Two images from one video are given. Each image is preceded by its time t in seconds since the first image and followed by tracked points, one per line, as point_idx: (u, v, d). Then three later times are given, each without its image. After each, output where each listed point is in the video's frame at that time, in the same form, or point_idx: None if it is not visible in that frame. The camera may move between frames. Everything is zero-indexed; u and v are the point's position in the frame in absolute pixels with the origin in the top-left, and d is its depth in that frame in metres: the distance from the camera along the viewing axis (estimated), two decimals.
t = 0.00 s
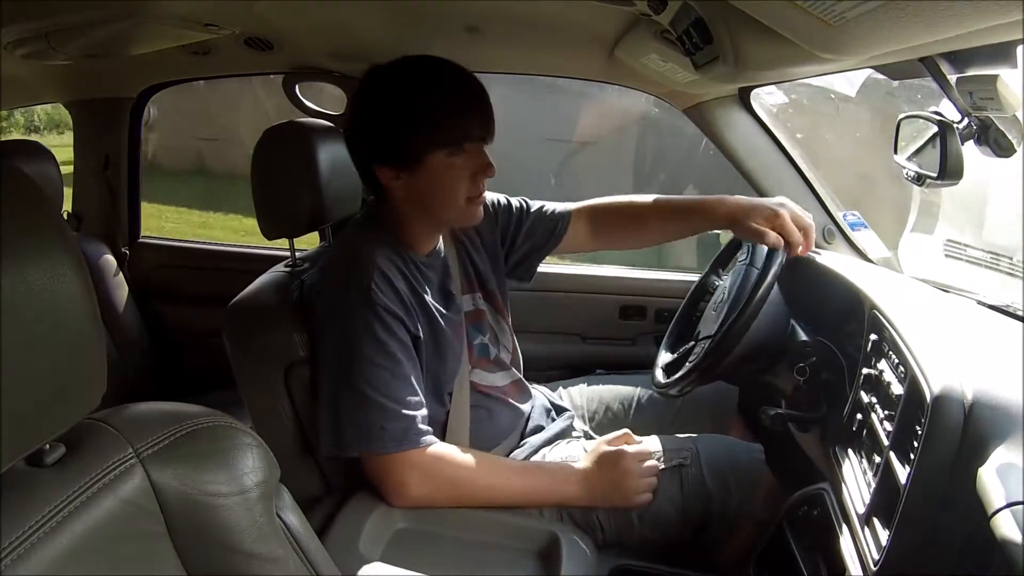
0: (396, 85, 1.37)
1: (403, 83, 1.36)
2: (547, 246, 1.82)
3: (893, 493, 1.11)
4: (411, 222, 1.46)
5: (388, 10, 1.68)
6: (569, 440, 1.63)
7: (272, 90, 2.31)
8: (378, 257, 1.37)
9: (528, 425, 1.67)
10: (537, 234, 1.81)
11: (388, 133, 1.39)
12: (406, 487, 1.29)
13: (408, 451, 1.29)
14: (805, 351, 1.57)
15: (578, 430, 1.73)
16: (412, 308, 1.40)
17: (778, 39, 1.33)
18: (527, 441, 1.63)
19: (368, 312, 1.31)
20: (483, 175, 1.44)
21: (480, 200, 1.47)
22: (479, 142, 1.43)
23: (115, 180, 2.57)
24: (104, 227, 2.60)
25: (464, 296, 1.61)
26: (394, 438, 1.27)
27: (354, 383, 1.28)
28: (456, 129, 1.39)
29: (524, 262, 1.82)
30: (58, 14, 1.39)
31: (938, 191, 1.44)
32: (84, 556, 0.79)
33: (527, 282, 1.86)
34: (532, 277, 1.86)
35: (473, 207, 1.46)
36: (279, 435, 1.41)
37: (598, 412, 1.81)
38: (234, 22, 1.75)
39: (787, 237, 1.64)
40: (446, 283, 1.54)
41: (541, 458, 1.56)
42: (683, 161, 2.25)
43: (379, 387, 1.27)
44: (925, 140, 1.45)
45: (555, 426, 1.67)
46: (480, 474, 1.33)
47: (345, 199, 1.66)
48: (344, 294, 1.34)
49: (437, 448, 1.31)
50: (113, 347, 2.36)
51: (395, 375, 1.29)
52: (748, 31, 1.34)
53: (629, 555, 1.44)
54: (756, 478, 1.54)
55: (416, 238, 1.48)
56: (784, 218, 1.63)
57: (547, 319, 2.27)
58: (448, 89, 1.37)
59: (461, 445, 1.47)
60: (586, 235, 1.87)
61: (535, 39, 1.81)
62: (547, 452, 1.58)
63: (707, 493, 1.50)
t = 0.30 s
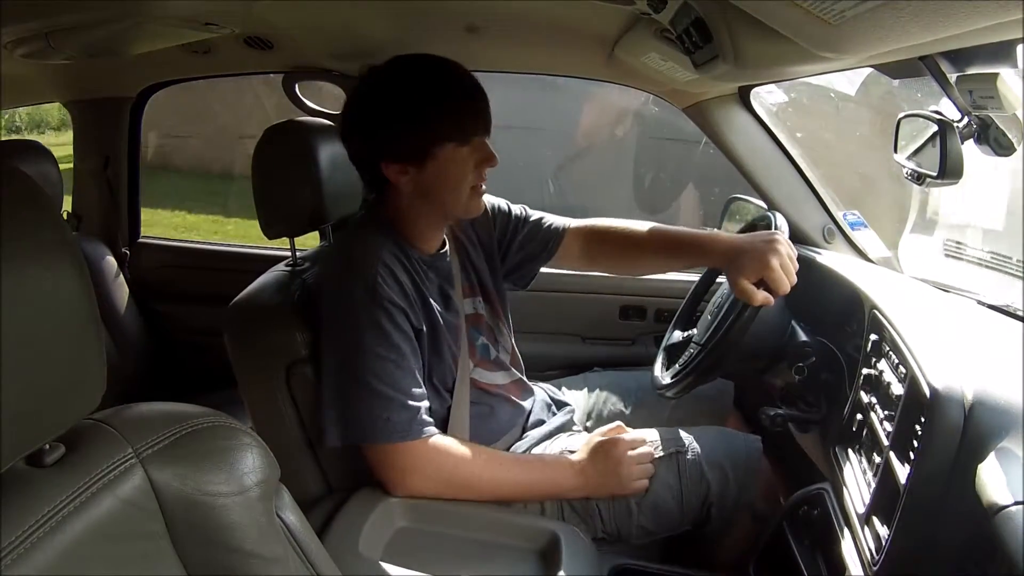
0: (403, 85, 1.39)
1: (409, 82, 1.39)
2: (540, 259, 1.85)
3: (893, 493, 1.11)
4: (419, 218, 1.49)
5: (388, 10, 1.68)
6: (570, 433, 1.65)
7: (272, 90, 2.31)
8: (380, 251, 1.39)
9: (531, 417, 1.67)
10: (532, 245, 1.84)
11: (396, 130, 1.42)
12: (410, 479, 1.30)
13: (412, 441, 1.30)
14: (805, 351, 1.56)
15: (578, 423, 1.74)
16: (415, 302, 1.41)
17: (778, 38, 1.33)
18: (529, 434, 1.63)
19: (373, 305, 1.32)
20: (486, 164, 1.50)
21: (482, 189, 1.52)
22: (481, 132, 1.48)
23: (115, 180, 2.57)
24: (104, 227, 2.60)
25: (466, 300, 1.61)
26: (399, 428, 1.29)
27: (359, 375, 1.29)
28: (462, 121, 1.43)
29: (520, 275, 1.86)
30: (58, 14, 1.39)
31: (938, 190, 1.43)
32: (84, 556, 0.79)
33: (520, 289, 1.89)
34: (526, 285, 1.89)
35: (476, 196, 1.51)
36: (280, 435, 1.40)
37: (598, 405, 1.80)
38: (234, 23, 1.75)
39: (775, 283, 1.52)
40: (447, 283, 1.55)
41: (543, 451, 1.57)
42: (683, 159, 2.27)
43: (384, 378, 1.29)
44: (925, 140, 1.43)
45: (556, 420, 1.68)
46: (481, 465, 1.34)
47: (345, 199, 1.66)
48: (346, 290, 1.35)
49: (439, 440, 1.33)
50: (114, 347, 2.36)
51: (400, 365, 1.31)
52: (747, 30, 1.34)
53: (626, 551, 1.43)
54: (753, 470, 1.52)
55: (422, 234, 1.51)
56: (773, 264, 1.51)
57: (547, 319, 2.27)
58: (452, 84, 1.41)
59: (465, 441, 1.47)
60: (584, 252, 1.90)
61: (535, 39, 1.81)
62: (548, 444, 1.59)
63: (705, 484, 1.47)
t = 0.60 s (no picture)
0: (415, 75, 1.46)
1: (422, 71, 1.46)
2: (541, 264, 1.85)
3: (893, 493, 1.11)
4: (429, 205, 1.49)
5: (388, 10, 1.68)
6: (570, 437, 1.64)
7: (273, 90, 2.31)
8: (383, 250, 1.39)
9: (530, 420, 1.66)
10: (531, 249, 1.84)
11: (409, 117, 1.46)
12: (407, 478, 1.30)
13: (411, 441, 1.30)
14: (805, 351, 1.55)
15: (578, 427, 1.74)
16: (417, 302, 1.41)
17: (777, 38, 1.33)
18: (529, 437, 1.62)
19: (375, 304, 1.32)
20: (497, 155, 1.52)
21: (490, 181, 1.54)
22: (492, 125, 1.52)
23: (115, 180, 2.57)
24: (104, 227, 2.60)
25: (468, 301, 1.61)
26: (398, 428, 1.29)
27: (360, 374, 1.29)
28: (473, 109, 1.48)
29: (520, 281, 1.86)
30: (59, 14, 1.39)
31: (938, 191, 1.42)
32: (84, 555, 0.79)
33: (520, 295, 1.88)
34: (527, 291, 1.89)
35: (485, 186, 1.53)
36: (280, 435, 1.41)
37: (598, 407, 1.80)
38: (234, 23, 1.75)
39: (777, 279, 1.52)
40: (451, 283, 1.55)
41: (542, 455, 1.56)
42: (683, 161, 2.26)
43: (385, 378, 1.29)
44: (924, 141, 1.42)
45: (556, 422, 1.68)
46: (480, 465, 1.34)
47: (345, 200, 1.66)
48: (347, 291, 1.35)
49: (438, 441, 1.33)
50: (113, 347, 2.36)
51: (401, 366, 1.31)
52: (747, 31, 1.34)
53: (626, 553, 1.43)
54: (754, 477, 1.49)
55: (430, 225, 1.51)
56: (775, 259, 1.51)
57: (547, 319, 2.27)
58: (464, 76, 1.47)
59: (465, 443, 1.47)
60: (584, 257, 1.91)
61: (535, 39, 1.81)
62: (548, 448, 1.58)
63: (707, 490, 1.45)
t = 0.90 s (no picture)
0: (417, 77, 1.47)
1: (423, 74, 1.47)
2: (541, 262, 1.85)
3: (893, 494, 1.12)
4: (427, 206, 1.49)
5: (388, 10, 1.68)
6: (569, 437, 1.64)
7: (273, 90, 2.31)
8: (381, 253, 1.39)
9: (529, 421, 1.67)
10: (532, 248, 1.84)
11: (410, 119, 1.47)
12: (407, 479, 1.30)
13: (409, 442, 1.30)
14: (806, 352, 1.55)
15: (578, 427, 1.74)
16: (415, 304, 1.41)
17: (777, 38, 1.33)
18: (528, 438, 1.62)
19: (373, 306, 1.32)
20: (499, 160, 1.52)
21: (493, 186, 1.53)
22: (495, 129, 1.52)
23: (115, 179, 2.57)
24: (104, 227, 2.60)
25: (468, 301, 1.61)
26: (396, 429, 1.29)
27: (357, 376, 1.29)
28: (474, 113, 1.48)
29: (520, 281, 1.86)
30: (59, 14, 1.40)
31: (938, 192, 1.40)
32: (85, 556, 0.79)
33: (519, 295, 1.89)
34: (527, 291, 1.89)
35: (487, 189, 1.52)
36: (280, 434, 1.41)
37: (598, 408, 1.80)
38: (234, 23, 1.75)
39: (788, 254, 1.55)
40: (450, 284, 1.55)
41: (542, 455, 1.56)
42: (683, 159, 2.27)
43: (383, 380, 1.29)
44: (925, 140, 1.42)
45: (555, 423, 1.67)
46: (479, 467, 1.34)
47: (345, 200, 1.66)
48: (346, 292, 1.35)
49: (438, 442, 1.33)
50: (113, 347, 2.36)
51: (399, 368, 1.31)
52: (747, 31, 1.34)
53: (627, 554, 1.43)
54: (754, 477, 1.48)
55: (429, 226, 1.50)
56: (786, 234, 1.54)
57: (547, 319, 2.27)
58: (466, 79, 1.47)
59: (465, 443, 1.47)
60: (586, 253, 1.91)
61: (535, 39, 1.82)
62: (548, 449, 1.58)
63: (706, 491, 1.45)
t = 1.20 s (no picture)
0: (402, 74, 1.45)
1: (411, 70, 1.45)
2: (539, 259, 1.85)
3: (893, 494, 1.12)
4: (423, 209, 1.50)
5: (388, 10, 1.68)
6: (569, 437, 1.64)
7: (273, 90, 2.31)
8: (380, 254, 1.39)
9: (529, 421, 1.66)
10: (532, 243, 1.84)
11: (400, 118, 1.46)
12: (408, 480, 1.30)
13: (409, 443, 1.30)
14: (806, 352, 1.55)
15: (578, 427, 1.74)
16: (414, 305, 1.41)
17: (777, 38, 1.33)
18: (528, 437, 1.62)
19: (371, 307, 1.32)
20: (491, 153, 1.52)
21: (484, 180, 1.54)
22: (485, 123, 1.52)
23: (115, 180, 2.57)
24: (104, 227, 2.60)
25: (468, 301, 1.61)
26: (395, 430, 1.29)
27: (355, 377, 1.29)
28: (464, 109, 1.47)
29: (519, 279, 1.86)
30: (59, 15, 1.40)
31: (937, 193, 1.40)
32: (86, 554, 0.79)
33: (517, 292, 1.87)
34: (524, 288, 1.88)
35: (479, 186, 1.52)
36: (280, 433, 1.41)
37: (599, 408, 1.80)
38: (233, 23, 1.75)
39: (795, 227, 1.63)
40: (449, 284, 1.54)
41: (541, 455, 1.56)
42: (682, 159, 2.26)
43: (381, 381, 1.29)
44: (924, 140, 1.42)
45: (556, 422, 1.67)
46: (480, 467, 1.34)
47: (345, 200, 1.66)
48: (345, 292, 1.35)
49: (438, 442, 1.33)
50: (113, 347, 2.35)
51: (397, 368, 1.31)
52: (747, 31, 1.34)
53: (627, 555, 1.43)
54: (755, 480, 1.47)
55: (426, 228, 1.51)
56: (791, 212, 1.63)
57: (547, 319, 2.27)
58: (453, 74, 1.46)
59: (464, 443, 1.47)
60: (587, 248, 1.92)
61: (535, 39, 1.81)
62: (548, 449, 1.58)
63: (708, 492, 1.45)
